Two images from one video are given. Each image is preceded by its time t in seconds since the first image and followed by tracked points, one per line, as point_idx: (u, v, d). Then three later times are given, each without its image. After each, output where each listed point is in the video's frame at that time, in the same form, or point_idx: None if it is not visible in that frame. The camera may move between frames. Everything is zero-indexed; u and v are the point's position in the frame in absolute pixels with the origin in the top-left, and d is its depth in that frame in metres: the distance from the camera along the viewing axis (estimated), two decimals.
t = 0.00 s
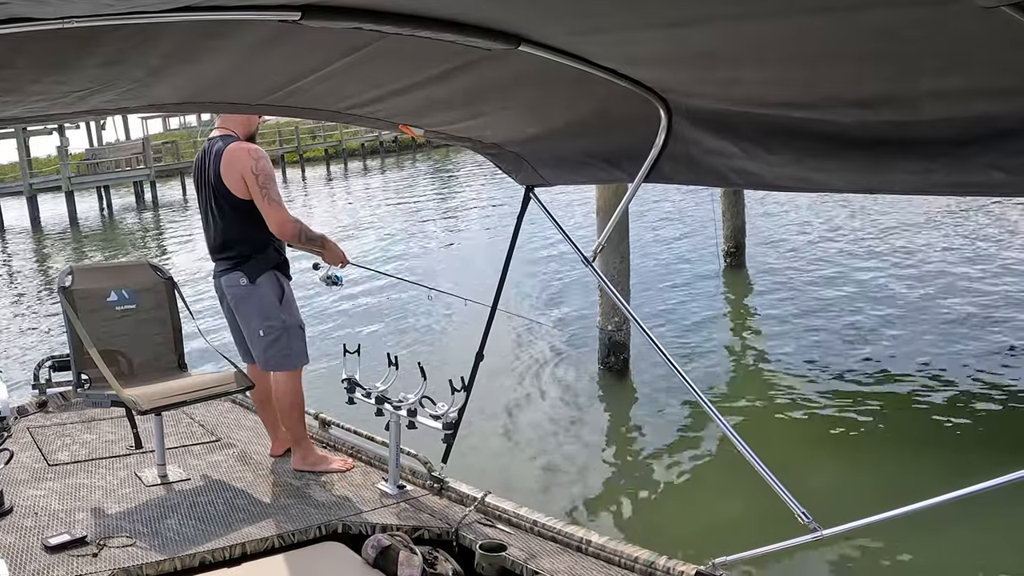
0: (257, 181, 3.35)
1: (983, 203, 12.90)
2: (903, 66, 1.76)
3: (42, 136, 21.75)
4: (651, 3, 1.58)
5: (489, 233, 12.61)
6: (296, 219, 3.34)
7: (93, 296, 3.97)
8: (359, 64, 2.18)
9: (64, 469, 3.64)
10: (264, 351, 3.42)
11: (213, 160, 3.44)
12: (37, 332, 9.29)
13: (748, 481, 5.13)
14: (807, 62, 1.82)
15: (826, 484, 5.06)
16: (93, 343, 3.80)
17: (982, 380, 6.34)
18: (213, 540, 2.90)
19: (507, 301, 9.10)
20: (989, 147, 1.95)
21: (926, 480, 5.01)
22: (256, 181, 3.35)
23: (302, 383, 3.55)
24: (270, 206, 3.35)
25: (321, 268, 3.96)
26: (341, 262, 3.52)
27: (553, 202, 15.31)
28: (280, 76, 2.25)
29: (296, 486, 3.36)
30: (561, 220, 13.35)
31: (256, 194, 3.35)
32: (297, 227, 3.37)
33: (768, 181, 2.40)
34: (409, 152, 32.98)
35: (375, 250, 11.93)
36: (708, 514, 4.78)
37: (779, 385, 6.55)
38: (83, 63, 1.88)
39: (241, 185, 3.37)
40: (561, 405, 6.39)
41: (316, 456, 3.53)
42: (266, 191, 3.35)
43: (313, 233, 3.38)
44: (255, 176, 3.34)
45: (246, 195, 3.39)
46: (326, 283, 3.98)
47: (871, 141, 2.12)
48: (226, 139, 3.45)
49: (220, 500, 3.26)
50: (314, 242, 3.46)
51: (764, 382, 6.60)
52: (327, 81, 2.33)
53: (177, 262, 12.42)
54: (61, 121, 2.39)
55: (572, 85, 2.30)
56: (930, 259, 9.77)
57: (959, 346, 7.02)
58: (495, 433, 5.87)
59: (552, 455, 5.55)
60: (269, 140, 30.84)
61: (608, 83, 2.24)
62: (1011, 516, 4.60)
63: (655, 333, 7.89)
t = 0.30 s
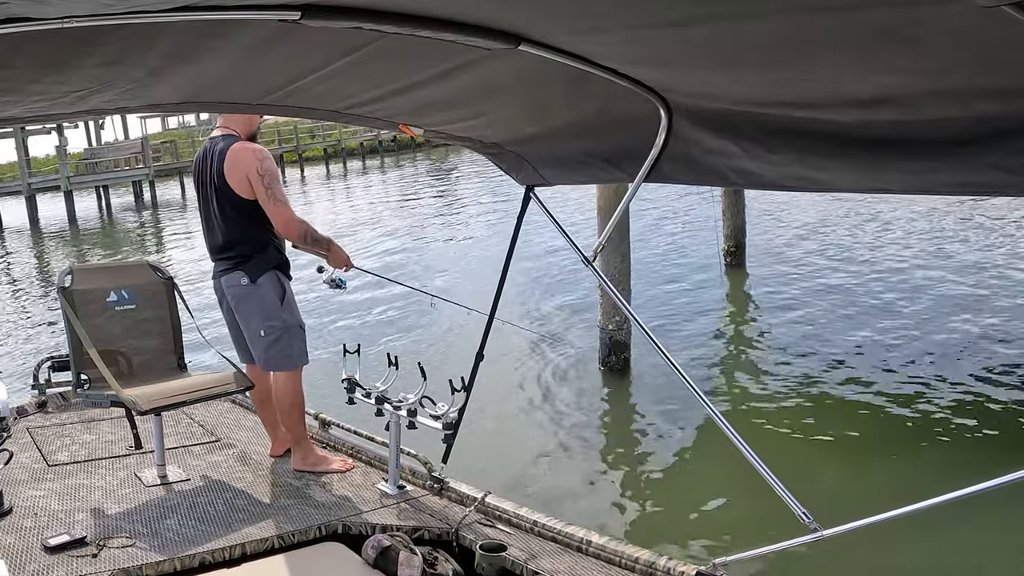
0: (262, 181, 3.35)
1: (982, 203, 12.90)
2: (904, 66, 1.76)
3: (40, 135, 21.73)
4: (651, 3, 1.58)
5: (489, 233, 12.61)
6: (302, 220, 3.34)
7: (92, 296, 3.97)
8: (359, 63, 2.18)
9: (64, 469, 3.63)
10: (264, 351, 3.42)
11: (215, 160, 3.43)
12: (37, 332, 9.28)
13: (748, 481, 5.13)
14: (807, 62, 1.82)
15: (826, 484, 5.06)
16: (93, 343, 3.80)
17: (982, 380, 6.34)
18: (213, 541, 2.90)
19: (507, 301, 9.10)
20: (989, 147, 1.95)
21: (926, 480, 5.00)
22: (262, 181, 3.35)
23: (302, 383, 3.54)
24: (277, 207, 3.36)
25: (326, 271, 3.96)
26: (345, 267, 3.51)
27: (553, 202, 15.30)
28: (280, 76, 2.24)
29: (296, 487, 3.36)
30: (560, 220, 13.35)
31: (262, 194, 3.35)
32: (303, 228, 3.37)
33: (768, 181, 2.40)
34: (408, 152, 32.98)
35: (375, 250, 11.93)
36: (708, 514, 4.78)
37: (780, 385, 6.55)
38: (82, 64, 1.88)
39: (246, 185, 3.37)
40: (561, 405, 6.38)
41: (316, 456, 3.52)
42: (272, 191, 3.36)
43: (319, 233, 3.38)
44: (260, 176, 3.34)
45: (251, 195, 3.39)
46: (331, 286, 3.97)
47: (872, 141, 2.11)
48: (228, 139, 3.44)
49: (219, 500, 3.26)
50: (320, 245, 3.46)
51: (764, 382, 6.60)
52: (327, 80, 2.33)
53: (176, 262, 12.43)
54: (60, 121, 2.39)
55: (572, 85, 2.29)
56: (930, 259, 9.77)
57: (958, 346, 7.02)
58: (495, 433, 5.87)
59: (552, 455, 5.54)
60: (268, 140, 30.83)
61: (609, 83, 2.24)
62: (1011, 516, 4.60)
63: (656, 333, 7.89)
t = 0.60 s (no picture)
0: (266, 182, 3.34)
1: (982, 203, 12.90)
2: (905, 66, 1.75)
3: (39, 135, 21.70)
4: (651, 3, 1.58)
5: (489, 233, 12.60)
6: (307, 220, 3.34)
7: (92, 297, 3.96)
8: (359, 63, 2.18)
9: (63, 470, 3.63)
10: (264, 351, 3.41)
11: (218, 160, 3.43)
12: (36, 333, 9.27)
13: (749, 481, 5.13)
14: (808, 62, 1.82)
15: (827, 484, 5.05)
16: (93, 344, 3.80)
17: (982, 380, 6.34)
18: (213, 541, 2.90)
19: (507, 301, 9.10)
20: (990, 147, 1.94)
21: (927, 480, 5.00)
22: (266, 181, 3.34)
23: (303, 383, 3.54)
24: (282, 208, 3.36)
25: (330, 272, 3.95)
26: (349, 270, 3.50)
27: (553, 202, 15.30)
28: (279, 76, 2.24)
29: (296, 487, 3.36)
30: (560, 220, 13.35)
31: (265, 194, 3.35)
32: (308, 228, 3.36)
33: (768, 181, 2.39)
34: (407, 152, 32.97)
35: (374, 250, 11.92)
36: (709, 514, 4.78)
37: (781, 384, 6.54)
38: (82, 64, 1.87)
39: (250, 186, 3.37)
40: (561, 405, 6.37)
41: (316, 457, 3.52)
42: (276, 192, 3.36)
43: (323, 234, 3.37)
44: (263, 177, 3.34)
45: (255, 195, 3.38)
46: (334, 287, 3.96)
47: (872, 141, 2.11)
48: (230, 139, 3.44)
49: (219, 501, 3.26)
50: (325, 246, 3.44)
51: (765, 382, 6.60)
52: (327, 81, 2.32)
53: (176, 262, 12.42)
54: (59, 121, 2.38)
55: (572, 85, 2.29)
56: (930, 259, 9.77)
57: (959, 346, 7.02)
58: (495, 434, 5.86)
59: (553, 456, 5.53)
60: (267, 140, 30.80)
61: (609, 83, 2.23)
62: (1012, 516, 4.60)
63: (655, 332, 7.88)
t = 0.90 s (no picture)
0: (270, 182, 3.33)
1: (982, 202, 12.90)
2: (906, 65, 1.75)
3: (37, 135, 21.68)
4: (651, 3, 1.58)
5: (489, 233, 12.60)
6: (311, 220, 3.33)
7: (91, 297, 3.95)
8: (359, 63, 2.17)
9: (63, 470, 3.63)
10: (267, 350, 3.41)
11: (221, 160, 3.42)
12: (35, 333, 9.27)
13: (749, 482, 5.12)
14: (808, 62, 1.82)
15: (827, 485, 5.05)
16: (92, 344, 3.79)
17: (982, 380, 6.34)
18: (213, 541, 2.89)
19: (506, 301, 9.10)
20: (991, 147, 1.94)
21: (927, 481, 5.00)
22: (270, 181, 3.33)
23: (304, 383, 3.54)
24: (286, 207, 3.35)
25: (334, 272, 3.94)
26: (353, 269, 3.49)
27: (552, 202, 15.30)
28: (279, 76, 2.24)
29: (296, 487, 3.35)
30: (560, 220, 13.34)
31: (269, 195, 3.34)
32: (312, 229, 3.35)
33: (769, 181, 2.39)
34: (406, 151, 32.97)
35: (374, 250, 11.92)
36: (709, 514, 4.77)
37: (781, 385, 6.54)
38: (81, 63, 1.87)
39: (254, 186, 3.36)
40: (561, 405, 6.37)
41: (316, 457, 3.52)
42: (281, 191, 3.35)
43: (327, 234, 3.37)
44: (267, 177, 3.33)
45: (259, 195, 3.38)
46: (338, 287, 3.96)
47: (873, 141, 2.11)
48: (233, 139, 3.43)
49: (219, 501, 3.25)
50: (330, 245, 3.44)
51: (766, 382, 6.59)
52: (327, 80, 2.32)
53: (175, 263, 12.42)
54: (59, 121, 2.38)
55: (573, 85, 2.29)
56: (930, 259, 9.77)
57: (959, 345, 7.01)
58: (495, 434, 5.86)
59: (553, 456, 5.53)
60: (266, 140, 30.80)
61: (609, 83, 2.23)
62: (1012, 517, 4.59)
63: (655, 332, 7.88)
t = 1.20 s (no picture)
0: (273, 182, 3.33)
1: (982, 202, 12.90)
2: (906, 66, 1.75)
3: (37, 135, 21.68)
4: (652, 3, 1.57)
5: (489, 234, 12.59)
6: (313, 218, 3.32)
7: (91, 297, 3.95)
8: (359, 63, 2.17)
9: (63, 470, 3.63)
10: (270, 349, 3.41)
11: (223, 159, 3.41)
12: (35, 334, 9.26)
13: (750, 482, 5.12)
14: (807, 62, 1.82)
15: (828, 484, 5.06)
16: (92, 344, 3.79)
17: (983, 380, 6.33)
18: (213, 541, 2.89)
19: (507, 302, 9.09)
20: (993, 147, 1.94)
21: (929, 481, 4.99)
22: (273, 181, 3.34)
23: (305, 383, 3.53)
24: (289, 206, 3.35)
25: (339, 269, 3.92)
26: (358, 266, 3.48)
27: (553, 203, 15.30)
28: (279, 76, 2.23)
29: (296, 488, 3.35)
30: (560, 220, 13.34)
31: (272, 194, 3.35)
32: (316, 226, 3.35)
33: (769, 181, 2.39)
34: (406, 151, 32.97)
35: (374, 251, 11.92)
36: (710, 515, 4.77)
37: (782, 385, 6.54)
38: (80, 64, 1.86)
39: (257, 185, 3.36)
40: (563, 406, 6.37)
41: (316, 457, 3.52)
42: (283, 191, 3.35)
43: (331, 232, 3.36)
44: (270, 177, 3.33)
45: (261, 195, 3.38)
46: (344, 284, 3.94)
47: (874, 141, 2.10)
48: (235, 139, 3.42)
49: (219, 502, 3.25)
50: (334, 243, 3.43)
51: (766, 382, 6.59)
52: (327, 80, 2.32)
53: (175, 263, 12.42)
54: (57, 121, 2.38)
55: (574, 85, 2.29)
56: (930, 259, 9.76)
57: (960, 345, 7.01)
58: (497, 435, 5.86)
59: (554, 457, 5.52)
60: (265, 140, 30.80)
61: (610, 83, 2.23)
62: (1014, 518, 4.59)
63: (656, 332, 7.88)
